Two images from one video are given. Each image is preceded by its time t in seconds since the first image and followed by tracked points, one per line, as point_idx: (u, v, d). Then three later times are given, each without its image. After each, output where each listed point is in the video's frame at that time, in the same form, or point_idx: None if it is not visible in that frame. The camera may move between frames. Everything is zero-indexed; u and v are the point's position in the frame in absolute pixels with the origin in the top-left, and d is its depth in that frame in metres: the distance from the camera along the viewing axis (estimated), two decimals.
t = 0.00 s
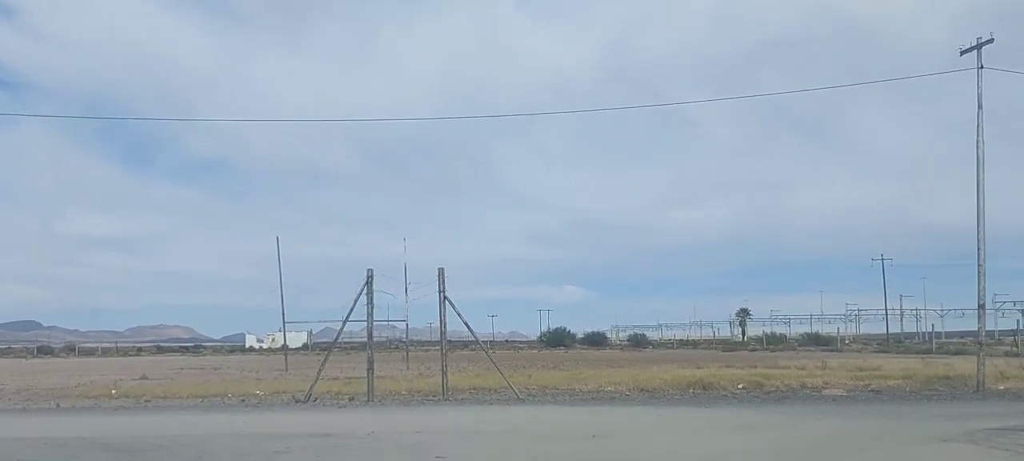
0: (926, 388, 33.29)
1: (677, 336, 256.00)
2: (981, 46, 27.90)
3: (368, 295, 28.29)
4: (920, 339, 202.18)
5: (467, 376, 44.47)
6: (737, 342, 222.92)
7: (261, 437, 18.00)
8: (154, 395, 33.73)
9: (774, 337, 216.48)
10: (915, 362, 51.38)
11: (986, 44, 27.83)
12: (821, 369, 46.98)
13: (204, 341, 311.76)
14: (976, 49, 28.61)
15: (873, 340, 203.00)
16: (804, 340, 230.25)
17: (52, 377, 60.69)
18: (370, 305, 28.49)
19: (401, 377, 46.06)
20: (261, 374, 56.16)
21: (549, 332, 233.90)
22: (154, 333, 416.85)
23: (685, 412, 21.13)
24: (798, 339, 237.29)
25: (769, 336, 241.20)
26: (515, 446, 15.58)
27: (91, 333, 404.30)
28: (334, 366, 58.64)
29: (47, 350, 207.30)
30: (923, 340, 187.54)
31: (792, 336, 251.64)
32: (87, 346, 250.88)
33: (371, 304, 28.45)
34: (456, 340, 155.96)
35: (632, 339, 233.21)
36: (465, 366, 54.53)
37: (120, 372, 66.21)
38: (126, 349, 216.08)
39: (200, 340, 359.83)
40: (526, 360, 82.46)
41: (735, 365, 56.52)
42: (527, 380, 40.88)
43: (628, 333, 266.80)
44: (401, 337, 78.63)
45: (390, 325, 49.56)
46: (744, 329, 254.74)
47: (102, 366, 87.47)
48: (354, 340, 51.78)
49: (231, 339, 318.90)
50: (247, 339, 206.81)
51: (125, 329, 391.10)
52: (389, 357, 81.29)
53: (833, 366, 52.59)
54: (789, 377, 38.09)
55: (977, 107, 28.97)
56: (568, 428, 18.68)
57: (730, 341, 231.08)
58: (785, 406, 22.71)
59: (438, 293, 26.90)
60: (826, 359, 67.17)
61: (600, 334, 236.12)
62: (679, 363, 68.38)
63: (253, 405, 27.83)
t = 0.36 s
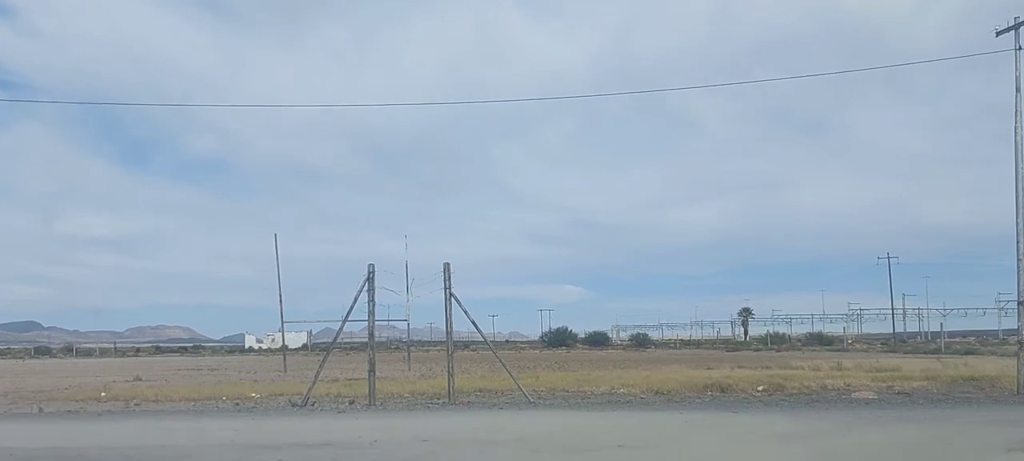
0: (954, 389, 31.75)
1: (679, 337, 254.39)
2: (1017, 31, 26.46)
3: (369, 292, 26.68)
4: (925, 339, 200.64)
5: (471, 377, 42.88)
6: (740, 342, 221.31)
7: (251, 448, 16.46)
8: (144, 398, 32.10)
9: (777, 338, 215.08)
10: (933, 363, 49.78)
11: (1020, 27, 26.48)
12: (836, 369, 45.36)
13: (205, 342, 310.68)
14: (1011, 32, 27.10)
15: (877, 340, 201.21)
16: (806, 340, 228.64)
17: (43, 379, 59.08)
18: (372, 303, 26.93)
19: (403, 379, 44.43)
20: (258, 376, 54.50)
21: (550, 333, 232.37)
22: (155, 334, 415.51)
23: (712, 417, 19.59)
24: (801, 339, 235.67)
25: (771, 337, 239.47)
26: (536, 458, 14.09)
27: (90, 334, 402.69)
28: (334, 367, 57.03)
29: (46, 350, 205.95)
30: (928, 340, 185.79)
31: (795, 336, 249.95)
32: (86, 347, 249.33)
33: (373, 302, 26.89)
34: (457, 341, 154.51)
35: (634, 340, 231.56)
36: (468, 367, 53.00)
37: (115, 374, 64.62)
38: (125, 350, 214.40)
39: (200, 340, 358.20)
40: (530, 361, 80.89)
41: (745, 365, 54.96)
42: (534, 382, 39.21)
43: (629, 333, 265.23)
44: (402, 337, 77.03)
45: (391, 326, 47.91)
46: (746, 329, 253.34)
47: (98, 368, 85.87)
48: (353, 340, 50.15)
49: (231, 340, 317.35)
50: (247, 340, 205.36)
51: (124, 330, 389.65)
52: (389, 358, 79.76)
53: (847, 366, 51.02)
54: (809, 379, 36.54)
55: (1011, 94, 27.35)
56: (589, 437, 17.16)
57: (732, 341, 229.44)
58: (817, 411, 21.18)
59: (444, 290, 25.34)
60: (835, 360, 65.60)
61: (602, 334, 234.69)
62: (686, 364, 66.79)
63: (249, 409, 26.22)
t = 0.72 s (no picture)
0: (985, 390, 30.33)
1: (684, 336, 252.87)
2: None
3: (373, 289, 25.30)
4: (932, 338, 199.04)
5: (478, 378, 41.50)
6: (746, 341, 219.85)
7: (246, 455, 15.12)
8: (137, 401, 30.67)
9: (782, 338, 213.69)
10: (953, 362, 48.40)
11: None
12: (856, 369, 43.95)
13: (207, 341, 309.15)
14: None
15: (884, 339, 199.71)
16: (812, 339, 227.08)
17: (38, 380, 57.65)
18: (377, 300, 25.58)
19: (409, 380, 43.03)
20: (259, 376, 53.13)
21: (554, 333, 230.94)
22: (158, 334, 414.45)
23: (743, 422, 18.17)
24: (807, 338, 234.13)
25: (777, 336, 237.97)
26: None
27: (93, 334, 401.53)
28: (337, 367, 55.65)
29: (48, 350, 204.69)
30: (935, 340, 184.31)
31: (800, 335, 248.46)
32: (88, 348, 248.46)
33: (377, 299, 25.49)
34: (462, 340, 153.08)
35: (638, 339, 230.06)
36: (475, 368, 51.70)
37: (113, 375, 63.25)
38: (127, 350, 213.11)
39: (203, 340, 356.91)
40: (536, 361, 79.54)
41: (759, 365, 53.53)
42: (544, 382, 37.79)
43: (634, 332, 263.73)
44: (406, 336, 75.63)
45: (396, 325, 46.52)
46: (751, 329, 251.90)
47: (97, 368, 84.52)
48: (356, 340, 48.76)
49: (233, 339, 315.91)
50: (249, 340, 203.93)
51: (127, 330, 388.52)
52: (393, 358, 78.39)
53: (865, 366, 49.61)
54: (830, 379, 35.14)
55: None
56: (613, 446, 15.75)
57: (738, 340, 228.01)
58: (854, 415, 19.78)
59: (452, 285, 23.94)
60: (849, 359, 64.18)
61: (606, 333, 233.22)
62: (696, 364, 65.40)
63: (248, 411, 24.88)
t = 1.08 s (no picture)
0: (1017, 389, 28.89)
1: (688, 334, 251.46)
2: None
3: (375, 284, 23.87)
4: (938, 335, 197.53)
5: (483, 377, 40.07)
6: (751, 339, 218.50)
7: None
8: (128, 403, 29.28)
9: (787, 335, 212.36)
10: (972, 359, 46.94)
11: None
12: (873, 367, 42.47)
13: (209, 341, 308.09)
14: None
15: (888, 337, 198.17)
16: (816, 336, 225.68)
17: (31, 381, 56.18)
18: (379, 296, 24.18)
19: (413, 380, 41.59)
20: (258, 376, 51.68)
21: (557, 331, 229.50)
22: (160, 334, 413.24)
23: (779, 426, 16.78)
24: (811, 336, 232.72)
25: (781, 334, 236.53)
26: None
27: (94, 334, 400.30)
28: (338, 367, 54.22)
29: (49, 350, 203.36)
30: (940, 337, 182.76)
31: (804, 333, 246.95)
32: (89, 347, 247.22)
33: (379, 295, 24.09)
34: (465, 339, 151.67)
35: (642, 337, 228.68)
36: (480, 367, 50.29)
37: (109, 375, 61.82)
38: (125, 349, 211.70)
39: (204, 339, 355.78)
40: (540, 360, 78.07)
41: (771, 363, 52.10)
42: (552, 382, 36.36)
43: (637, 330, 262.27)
44: (408, 335, 74.24)
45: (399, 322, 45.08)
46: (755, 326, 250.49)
47: (94, 368, 83.13)
48: (357, 339, 47.31)
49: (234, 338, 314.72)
50: (250, 339, 202.56)
51: (128, 330, 387.36)
52: (395, 356, 76.97)
53: (883, 363, 48.17)
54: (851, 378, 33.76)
55: None
56: None
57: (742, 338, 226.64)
58: (895, 417, 18.36)
59: (459, 281, 22.59)
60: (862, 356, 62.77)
61: (610, 331, 231.81)
62: (704, 362, 63.98)
63: (242, 414, 23.49)
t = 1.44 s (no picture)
0: None
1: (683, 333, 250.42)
2: None
3: (369, 279, 22.54)
4: (935, 334, 196.63)
5: (482, 378, 38.71)
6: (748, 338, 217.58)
7: None
8: (112, 405, 27.94)
9: (784, 334, 211.49)
10: (984, 358, 45.67)
11: None
12: (883, 366, 41.19)
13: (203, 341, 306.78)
14: None
15: (885, 335, 197.19)
16: (813, 335, 224.67)
17: (17, 382, 54.74)
18: (374, 291, 22.86)
19: (407, 381, 40.19)
20: (249, 377, 50.27)
21: (553, 331, 228.31)
22: (154, 334, 411.63)
23: (808, 431, 15.50)
24: (807, 335, 231.70)
25: (777, 332, 235.57)
26: None
27: (88, 334, 398.63)
28: (332, 366, 52.84)
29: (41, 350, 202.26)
30: (937, 335, 181.71)
31: (800, 332, 245.91)
32: (83, 347, 245.72)
33: (374, 290, 22.77)
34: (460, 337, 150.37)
35: (638, 337, 227.65)
36: (477, 366, 48.96)
37: (97, 376, 60.27)
38: (118, 350, 210.11)
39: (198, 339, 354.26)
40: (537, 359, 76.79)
41: (775, 362, 50.90)
42: (555, 383, 35.02)
43: (634, 329, 261.22)
44: (402, 334, 72.90)
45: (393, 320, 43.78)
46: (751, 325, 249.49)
47: (83, 368, 81.55)
48: (350, 339, 46.08)
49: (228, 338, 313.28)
50: (242, 339, 201.53)
51: (122, 330, 385.87)
52: (389, 356, 75.67)
53: (892, 362, 46.94)
54: (863, 378, 32.51)
55: None
56: None
57: (738, 336, 225.62)
58: (931, 420, 17.08)
59: (461, 276, 21.29)
60: (867, 355, 61.59)
61: (606, 331, 230.70)
62: (705, 360, 62.80)
63: (229, 417, 22.13)
